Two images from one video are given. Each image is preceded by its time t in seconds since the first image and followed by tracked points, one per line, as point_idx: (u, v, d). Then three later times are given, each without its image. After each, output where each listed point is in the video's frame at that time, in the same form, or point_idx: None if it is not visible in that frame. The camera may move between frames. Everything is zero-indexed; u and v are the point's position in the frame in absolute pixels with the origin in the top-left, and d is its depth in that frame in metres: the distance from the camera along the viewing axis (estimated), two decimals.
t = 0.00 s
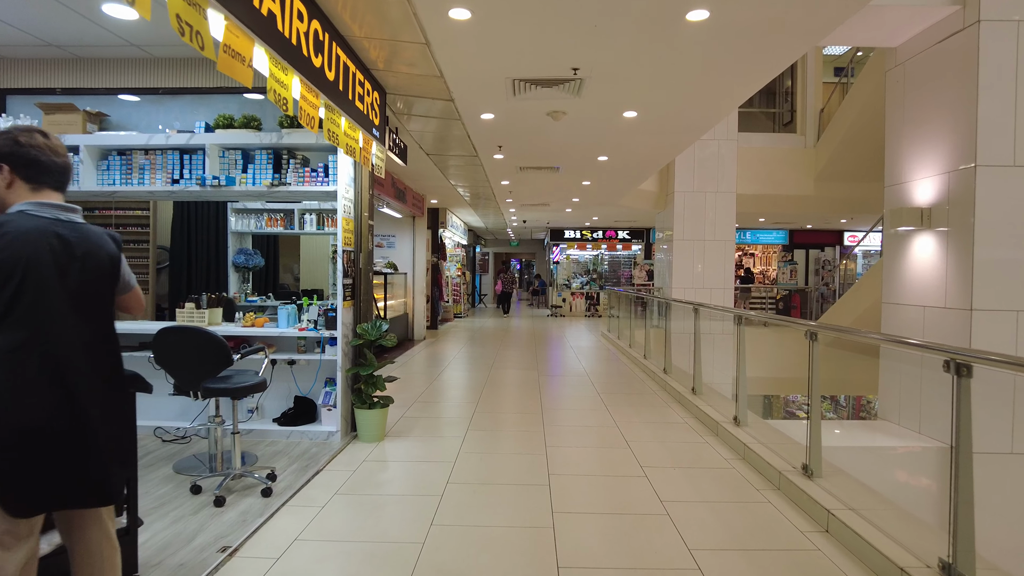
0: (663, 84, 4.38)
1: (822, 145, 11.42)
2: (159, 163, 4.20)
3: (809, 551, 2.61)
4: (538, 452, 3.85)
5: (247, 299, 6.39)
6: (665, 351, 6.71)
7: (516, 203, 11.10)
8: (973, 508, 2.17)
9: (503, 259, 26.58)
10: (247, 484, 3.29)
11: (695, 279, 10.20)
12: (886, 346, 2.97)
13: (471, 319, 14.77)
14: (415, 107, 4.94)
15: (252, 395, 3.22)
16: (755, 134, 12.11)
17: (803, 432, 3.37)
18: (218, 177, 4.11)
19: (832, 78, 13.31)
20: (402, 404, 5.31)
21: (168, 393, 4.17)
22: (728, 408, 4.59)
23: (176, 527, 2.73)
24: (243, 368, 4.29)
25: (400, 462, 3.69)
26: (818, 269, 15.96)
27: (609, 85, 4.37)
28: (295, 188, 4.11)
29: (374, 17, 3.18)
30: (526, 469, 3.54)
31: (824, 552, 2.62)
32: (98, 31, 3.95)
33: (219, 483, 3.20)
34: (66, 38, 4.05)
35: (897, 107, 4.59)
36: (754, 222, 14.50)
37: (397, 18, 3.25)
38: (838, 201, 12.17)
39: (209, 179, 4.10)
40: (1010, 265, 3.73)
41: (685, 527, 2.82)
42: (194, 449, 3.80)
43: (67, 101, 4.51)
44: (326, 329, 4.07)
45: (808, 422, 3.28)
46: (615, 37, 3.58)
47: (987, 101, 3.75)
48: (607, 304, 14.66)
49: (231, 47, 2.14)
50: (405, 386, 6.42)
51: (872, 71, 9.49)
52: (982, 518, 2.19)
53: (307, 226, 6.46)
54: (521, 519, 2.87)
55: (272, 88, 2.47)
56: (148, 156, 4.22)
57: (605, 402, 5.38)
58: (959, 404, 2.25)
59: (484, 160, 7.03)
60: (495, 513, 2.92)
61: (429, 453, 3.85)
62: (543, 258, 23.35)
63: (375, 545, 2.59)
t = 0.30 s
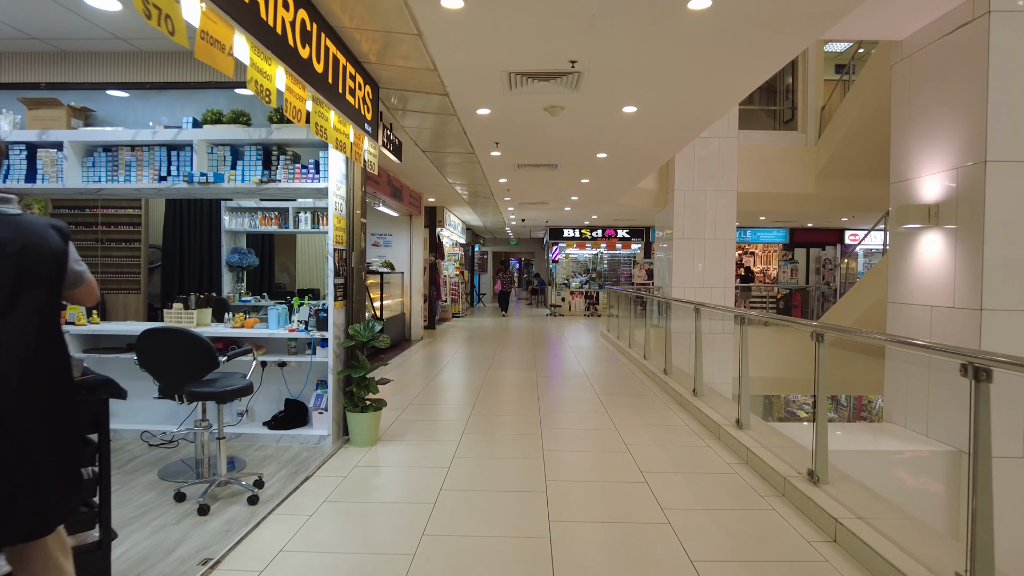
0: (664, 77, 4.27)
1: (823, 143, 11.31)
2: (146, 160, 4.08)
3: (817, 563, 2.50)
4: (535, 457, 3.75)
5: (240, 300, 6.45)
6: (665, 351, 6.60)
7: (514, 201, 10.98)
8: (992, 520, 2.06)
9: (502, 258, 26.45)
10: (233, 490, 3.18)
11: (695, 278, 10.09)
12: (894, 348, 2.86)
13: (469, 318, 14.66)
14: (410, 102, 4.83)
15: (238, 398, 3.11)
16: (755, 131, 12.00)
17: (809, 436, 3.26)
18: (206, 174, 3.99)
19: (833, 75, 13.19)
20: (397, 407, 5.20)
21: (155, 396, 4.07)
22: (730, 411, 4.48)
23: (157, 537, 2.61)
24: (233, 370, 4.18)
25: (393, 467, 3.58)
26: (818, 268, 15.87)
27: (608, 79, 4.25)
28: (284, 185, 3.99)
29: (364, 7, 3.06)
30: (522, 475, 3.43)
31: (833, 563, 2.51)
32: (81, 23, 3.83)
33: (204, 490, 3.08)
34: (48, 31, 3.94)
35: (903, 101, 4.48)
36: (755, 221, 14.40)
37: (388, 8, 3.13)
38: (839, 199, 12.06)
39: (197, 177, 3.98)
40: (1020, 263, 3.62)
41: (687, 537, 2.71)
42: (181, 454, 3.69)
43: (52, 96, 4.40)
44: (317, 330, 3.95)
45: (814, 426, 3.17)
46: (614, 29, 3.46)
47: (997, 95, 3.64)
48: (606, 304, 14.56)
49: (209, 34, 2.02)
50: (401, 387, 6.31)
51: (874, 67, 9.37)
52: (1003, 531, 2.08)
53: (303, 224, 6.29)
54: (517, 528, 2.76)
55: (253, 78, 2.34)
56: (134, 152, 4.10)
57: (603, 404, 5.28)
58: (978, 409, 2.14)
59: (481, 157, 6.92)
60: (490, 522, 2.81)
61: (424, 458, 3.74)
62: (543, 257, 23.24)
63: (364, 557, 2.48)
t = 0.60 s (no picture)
0: (665, 73, 4.16)
1: (824, 141, 11.21)
2: (134, 158, 3.97)
3: None
4: (533, 463, 3.65)
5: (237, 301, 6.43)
6: (666, 352, 6.51)
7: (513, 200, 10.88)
8: (1014, 534, 1.96)
9: (501, 257, 26.35)
10: (221, 500, 3.08)
11: (696, 278, 10.00)
12: (903, 352, 2.77)
13: (468, 318, 14.56)
14: (407, 99, 4.73)
15: (227, 405, 3.01)
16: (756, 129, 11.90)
17: (816, 442, 3.16)
18: (195, 173, 3.88)
19: (833, 73, 13.10)
20: (394, 410, 5.11)
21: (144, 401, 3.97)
22: (734, 415, 4.38)
23: (140, 551, 2.51)
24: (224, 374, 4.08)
25: (388, 474, 3.49)
26: (819, 267, 15.78)
27: (608, 75, 4.15)
28: (276, 184, 3.89)
29: (356, 1, 2.96)
30: (520, 483, 3.33)
31: None
32: (66, 19, 3.73)
33: (191, 500, 2.98)
34: (33, 26, 3.84)
35: (910, 98, 4.39)
36: (755, 219, 14.31)
37: (381, 1, 3.03)
38: (840, 198, 11.97)
39: (186, 176, 3.87)
40: None
41: (691, 549, 2.62)
42: (170, 461, 3.59)
43: (38, 93, 4.30)
44: (310, 333, 3.86)
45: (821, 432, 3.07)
46: (615, 23, 3.35)
47: (1008, 91, 3.55)
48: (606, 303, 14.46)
49: (189, 24, 1.91)
50: (397, 389, 6.21)
51: (876, 64, 9.27)
52: None
53: (297, 224, 6.24)
54: (513, 541, 2.66)
55: (236, 72, 2.23)
56: (122, 151, 3.99)
57: (603, 407, 5.18)
58: (1000, 418, 2.04)
59: (479, 155, 6.81)
60: (486, 534, 2.72)
61: (419, 464, 3.65)
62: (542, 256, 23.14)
63: (355, 572, 2.39)
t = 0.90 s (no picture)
0: (668, 69, 4.07)
1: (826, 140, 11.12)
2: (124, 156, 3.87)
3: None
4: (534, 469, 3.56)
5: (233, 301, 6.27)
6: (667, 354, 6.42)
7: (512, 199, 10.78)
8: None
9: (500, 257, 26.26)
10: (211, 508, 2.98)
11: (697, 278, 9.91)
12: (911, 355, 2.71)
13: (467, 318, 14.47)
14: (404, 97, 4.64)
15: (217, 411, 2.91)
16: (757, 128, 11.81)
17: (825, 446, 3.07)
18: (187, 171, 3.78)
19: (835, 71, 13.00)
20: (392, 413, 5.02)
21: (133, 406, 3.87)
22: (737, 419, 4.29)
23: (124, 564, 2.42)
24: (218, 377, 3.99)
25: (384, 481, 3.39)
26: (820, 266, 15.70)
27: (610, 71, 4.06)
28: (269, 183, 3.80)
29: None
30: (519, 490, 3.24)
31: None
32: (53, 13, 3.65)
33: (179, 508, 2.88)
34: (20, 21, 3.75)
35: (918, 95, 4.30)
36: (756, 219, 14.22)
37: None
38: (842, 197, 11.88)
39: (177, 174, 3.77)
40: None
41: (697, 559, 2.53)
42: (160, 466, 3.50)
43: (25, 90, 4.21)
44: (304, 335, 3.77)
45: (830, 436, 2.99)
46: (618, 17, 3.25)
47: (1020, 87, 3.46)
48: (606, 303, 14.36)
49: (171, 14, 1.81)
50: (395, 391, 6.13)
51: (879, 62, 9.16)
52: None
53: (295, 224, 6.01)
54: (512, 551, 2.57)
55: (223, 65, 2.13)
56: (112, 149, 3.88)
57: (604, 410, 5.09)
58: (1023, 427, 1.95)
59: (478, 154, 6.71)
60: (484, 545, 2.62)
61: (416, 470, 3.55)
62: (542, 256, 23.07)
63: None
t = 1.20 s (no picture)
0: (673, 63, 3.96)
1: (829, 138, 11.02)
2: (116, 153, 3.77)
3: None
4: (534, 474, 3.46)
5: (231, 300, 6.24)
6: (670, 354, 6.32)
7: (513, 198, 10.69)
8: None
9: (501, 257, 26.15)
10: (201, 515, 2.89)
11: (699, 277, 9.82)
12: (922, 355, 2.62)
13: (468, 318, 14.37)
14: (403, 92, 4.54)
15: (206, 414, 2.81)
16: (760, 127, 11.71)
17: (836, 450, 2.98)
18: (178, 167, 3.68)
19: (838, 69, 12.89)
20: (390, 415, 4.93)
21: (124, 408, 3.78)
22: (743, 422, 4.19)
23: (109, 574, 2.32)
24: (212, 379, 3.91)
25: (381, 486, 3.30)
26: (823, 266, 15.59)
27: (613, 64, 3.95)
28: (263, 179, 3.71)
29: None
30: (520, 497, 3.14)
31: None
32: (42, 6, 3.55)
33: (169, 515, 2.79)
34: (7, 13, 3.65)
35: (928, 90, 4.20)
36: (758, 218, 14.11)
37: None
38: (846, 196, 11.77)
39: (168, 171, 3.67)
40: None
41: (704, 569, 2.43)
42: (151, 471, 3.40)
43: (14, 84, 4.12)
44: (299, 336, 3.68)
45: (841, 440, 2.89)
46: (621, 8, 3.15)
47: None
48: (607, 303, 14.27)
49: None
50: (394, 392, 6.04)
51: (882, 61, 9.03)
52: None
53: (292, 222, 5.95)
54: (512, 561, 2.47)
55: (209, 52, 2.03)
56: (103, 145, 3.78)
57: (607, 412, 5.00)
58: None
59: (478, 151, 6.62)
60: (484, 555, 2.52)
61: (414, 475, 3.46)
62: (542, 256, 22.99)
63: None
